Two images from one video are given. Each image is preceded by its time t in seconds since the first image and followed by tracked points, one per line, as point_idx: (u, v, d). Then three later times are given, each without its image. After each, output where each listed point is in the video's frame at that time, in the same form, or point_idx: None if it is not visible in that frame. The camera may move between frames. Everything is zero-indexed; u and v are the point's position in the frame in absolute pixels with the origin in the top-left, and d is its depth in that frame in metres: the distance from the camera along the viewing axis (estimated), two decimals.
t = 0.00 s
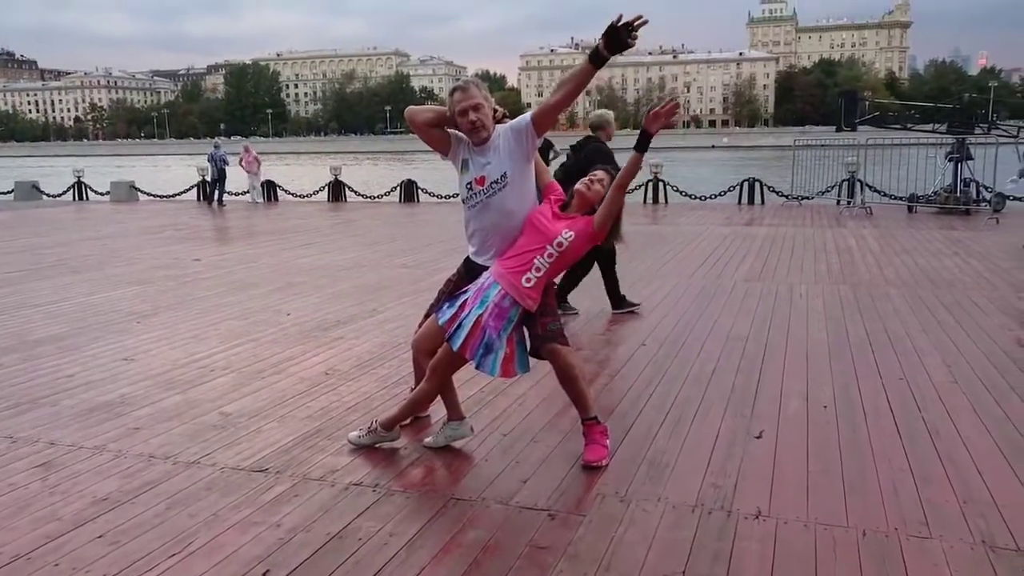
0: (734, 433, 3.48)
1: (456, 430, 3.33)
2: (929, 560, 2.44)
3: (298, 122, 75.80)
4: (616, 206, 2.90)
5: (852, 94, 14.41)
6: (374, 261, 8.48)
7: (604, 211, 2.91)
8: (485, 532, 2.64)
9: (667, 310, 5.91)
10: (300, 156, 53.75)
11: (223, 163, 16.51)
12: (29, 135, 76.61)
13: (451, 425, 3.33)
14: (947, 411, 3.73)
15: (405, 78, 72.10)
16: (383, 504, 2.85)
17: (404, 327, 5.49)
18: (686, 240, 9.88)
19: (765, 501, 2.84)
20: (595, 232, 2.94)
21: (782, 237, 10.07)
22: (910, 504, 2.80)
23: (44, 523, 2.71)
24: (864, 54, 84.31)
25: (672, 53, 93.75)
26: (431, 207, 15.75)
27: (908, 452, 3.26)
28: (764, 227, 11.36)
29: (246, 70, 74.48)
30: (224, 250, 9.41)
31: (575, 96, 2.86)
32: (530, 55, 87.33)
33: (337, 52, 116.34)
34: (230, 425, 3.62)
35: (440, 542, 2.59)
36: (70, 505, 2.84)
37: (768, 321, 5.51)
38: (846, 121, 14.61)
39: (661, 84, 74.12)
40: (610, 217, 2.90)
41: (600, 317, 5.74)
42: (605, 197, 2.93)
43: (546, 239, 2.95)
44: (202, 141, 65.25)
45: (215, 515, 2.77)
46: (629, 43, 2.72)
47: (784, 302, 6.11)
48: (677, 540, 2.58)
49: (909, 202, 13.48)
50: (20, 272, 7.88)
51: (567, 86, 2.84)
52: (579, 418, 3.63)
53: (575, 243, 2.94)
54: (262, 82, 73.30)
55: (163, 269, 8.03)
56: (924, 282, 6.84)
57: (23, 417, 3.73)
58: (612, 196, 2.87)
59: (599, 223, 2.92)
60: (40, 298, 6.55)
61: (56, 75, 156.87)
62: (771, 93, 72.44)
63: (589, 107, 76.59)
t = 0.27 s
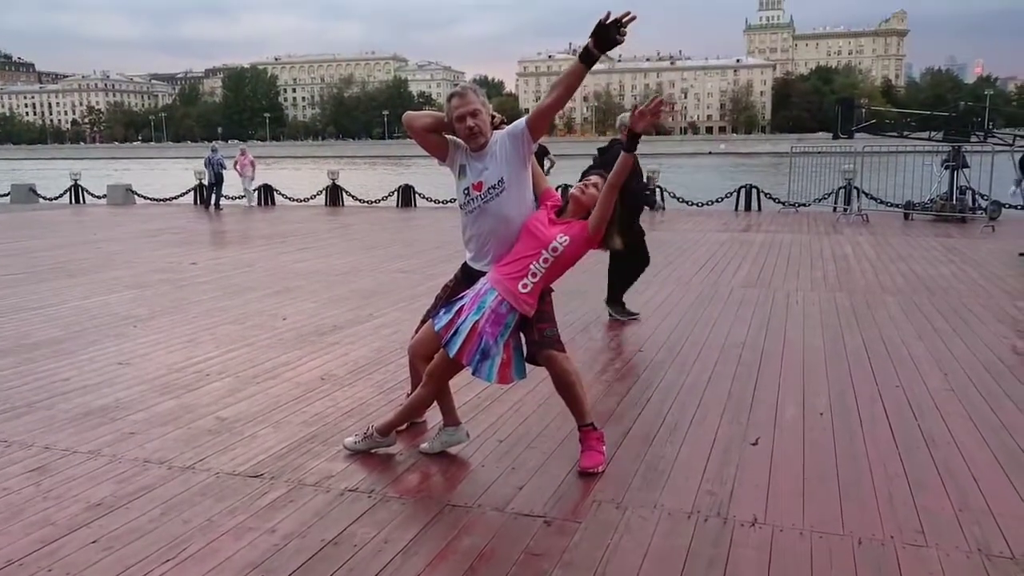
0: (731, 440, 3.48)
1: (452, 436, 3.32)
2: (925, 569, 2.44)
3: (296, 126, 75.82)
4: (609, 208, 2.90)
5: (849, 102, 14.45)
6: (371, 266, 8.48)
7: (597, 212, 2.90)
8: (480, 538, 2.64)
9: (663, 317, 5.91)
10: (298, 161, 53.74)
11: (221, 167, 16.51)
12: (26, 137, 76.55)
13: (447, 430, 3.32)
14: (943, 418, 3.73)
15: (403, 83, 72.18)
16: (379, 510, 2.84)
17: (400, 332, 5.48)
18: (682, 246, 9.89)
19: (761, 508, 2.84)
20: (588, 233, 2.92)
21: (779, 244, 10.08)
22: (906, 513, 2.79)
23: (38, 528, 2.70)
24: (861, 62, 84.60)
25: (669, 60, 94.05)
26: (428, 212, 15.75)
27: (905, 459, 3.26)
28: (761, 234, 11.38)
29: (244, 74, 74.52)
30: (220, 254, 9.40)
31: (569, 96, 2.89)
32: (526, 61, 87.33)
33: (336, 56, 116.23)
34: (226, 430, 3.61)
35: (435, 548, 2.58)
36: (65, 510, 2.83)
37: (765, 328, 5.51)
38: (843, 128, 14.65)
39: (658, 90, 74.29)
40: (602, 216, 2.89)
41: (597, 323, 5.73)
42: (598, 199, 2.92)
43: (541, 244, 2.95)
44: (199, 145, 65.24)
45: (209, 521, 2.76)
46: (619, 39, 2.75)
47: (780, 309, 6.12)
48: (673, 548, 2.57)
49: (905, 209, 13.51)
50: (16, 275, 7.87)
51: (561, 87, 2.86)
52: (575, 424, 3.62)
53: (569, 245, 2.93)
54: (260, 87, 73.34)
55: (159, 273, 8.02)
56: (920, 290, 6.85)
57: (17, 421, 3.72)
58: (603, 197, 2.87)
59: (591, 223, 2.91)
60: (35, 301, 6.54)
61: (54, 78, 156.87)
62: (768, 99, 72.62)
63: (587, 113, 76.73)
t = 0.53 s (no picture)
0: (726, 446, 3.48)
1: (447, 440, 3.31)
2: None
3: (291, 129, 75.80)
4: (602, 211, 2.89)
5: (844, 108, 14.49)
6: (366, 269, 8.47)
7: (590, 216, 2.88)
8: (474, 543, 2.63)
9: (659, 322, 5.91)
10: (293, 164, 53.68)
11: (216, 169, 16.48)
12: (21, 139, 76.36)
13: (441, 434, 3.31)
14: (938, 425, 3.73)
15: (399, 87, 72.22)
16: (373, 514, 2.83)
17: (395, 336, 5.48)
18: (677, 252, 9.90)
19: (756, 514, 2.84)
20: (581, 238, 2.92)
21: (774, 250, 10.10)
22: (901, 519, 2.79)
23: (30, 531, 2.69)
24: (855, 69, 84.92)
25: (665, 65, 94.28)
26: (424, 216, 15.75)
27: (899, 466, 3.26)
28: (755, 239, 11.40)
29: (240, 77, 74.48)
30: (214, 257, 9.38)
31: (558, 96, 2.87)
32: (523, 65, 87.44)
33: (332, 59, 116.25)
34: (220, 434, 3.60)
35: (429, 553, 2.57)
36: (56, 514, 2.82)
37: (759, 334, 5.52)
38: (838, 135, 14.69)
39: (654, 95, 74.47)
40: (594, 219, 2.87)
41: (592, 328, 5.73)
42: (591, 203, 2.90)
43: (536, 248, 2.95)
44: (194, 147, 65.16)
45: (202, 525, 2.75)
46: (602, 32, 2.72)
47: (775, 315, 6.12)
48: (668, 554, 2.56)
49: (899, 216, 13.55)
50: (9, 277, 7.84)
51: (549, 87, 2.84)
52: (570, 428, 3.62)
53: (563, 250, 2.93)
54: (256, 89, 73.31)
55: (153, 276, 7.99)
56: (914, 297, 6.87)
57: (9, 424, 3.70)
58: (594, 199, 2.86)
59: (584, 228, 2.90)
60: (28, 303, 6.51)
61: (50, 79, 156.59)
62: (763, 105, 72.87)
63: (582, 118, 76.89)
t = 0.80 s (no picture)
0: (720, 451, 3.48)
1: (441, 445, 3.31)
2: None
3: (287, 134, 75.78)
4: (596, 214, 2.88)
5: (838, 115, 14.53)
6: (361, 274, 8.46)
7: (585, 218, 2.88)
8: (468, 548, 2.62)
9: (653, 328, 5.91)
10: (289, 168, 53.65)
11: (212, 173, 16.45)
12: (16, 142, 76.22)
13: (435, 439, 3.31)
14: (931, 432, 3.74)
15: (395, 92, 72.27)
16: (366, 519, 2.83)
17: (389, 341, 5.47)
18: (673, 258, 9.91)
19: (750, 520, 2.83)
20: (576, 241, 2.92)
21: (769, 256, 10.12)
22: (894, 526, 2.80)
23: (21, 535, 2.67)
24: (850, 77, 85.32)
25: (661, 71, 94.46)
26: (419, 220, 15.75)
27: (893, 473, 3.27)
28: (750, 246, 11.41)
29: (235, 81, 74.48)
30: (209, 261, 9.36)
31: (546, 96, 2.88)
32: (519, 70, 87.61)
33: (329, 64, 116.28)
34: (213, 438, 3.59)
35: (422, 557, 2.57)
36: (48, 517, 2.80)
37: (754, 340, 5.53)
38: (833, 142, 14.74)
39: (649, 101, 74.66)
40: (588, 221, 2.87)
41: (587, 333, 5.73)
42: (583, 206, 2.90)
43: (530, 253, 2.95)
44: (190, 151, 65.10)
45: (195, 529, 2.74)
46: (583, 28, 2.77)
47: (770, 321, 6.13)
48: (662, 559, 2.56)
49: (894, 223, 13.59)
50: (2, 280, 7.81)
51: (537, 87, 2.85)
52: (565, 434, 3.62)
53: (559, 253, 2.93)
54: (252, 94, 73.27)
55: (148, 279, 7.98)
56: (909, 304, 6.88)
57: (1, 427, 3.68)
58: (587, 202, 2.86)
59: (578, 230, 2.90)
60: (22, 307, 6.49)
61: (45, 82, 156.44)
62: (758, 112, 73.10)
63: (578, 124, 77.05)
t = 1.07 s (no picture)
0: (716, 452, 3.49)
1: (436, 445, 3.30)
2: None
3: (284, 133, 75.69)
4: (590, 213, 2.88)
5: (835, 116, 14.55)
6: (357, 273, 8.45)
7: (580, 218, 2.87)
8: (463, 548, 2.62)
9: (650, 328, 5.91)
10: (286, 167, 53.59)
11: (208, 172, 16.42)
12: (12, 140, 76.05)
13: (431, 439, 3.30)
14: (926, 432, 3.75)
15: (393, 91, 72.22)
16: (361, 518, 2.82)
17: (385, 340, 5.47)
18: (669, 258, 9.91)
19: (745, 520, 2.84)
20: (572, 242, 2.91)
21: (765, 257, 10.13)
22: (889, 526, 2.80)
23: (15, 534, 2.66)
24: (847, 78, 85.45)
25: (658, 72, 94.52)
26: (416, 220, 15.75)
27: (888, 473, 3.27)
28: (747, 246, 11.42)
29: (233, 80, 74.36)
30: (205, 260, 9.34)
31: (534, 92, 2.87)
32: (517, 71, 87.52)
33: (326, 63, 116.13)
34: (208, 437, 3.58)
35: (417, 557, 2.56)
36: (42, 516, 2.80)
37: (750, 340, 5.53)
38: (829, 143, 14.76)
39: (647, 102, 74.71)
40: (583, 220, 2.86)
41: (583, 334, 5.73)
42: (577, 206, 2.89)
43: (526, 253, 2.95)
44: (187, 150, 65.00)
45: (189, 529, 2.73)
46: (563, 20, 2.77)
47: (766, 322, 6.14)
48: (657, 559, 2.56)
49: (890, 224, 13.61)
50: None
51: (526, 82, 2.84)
52: (560, 434, 3.62)
53: (555, 254, 2.93)
54: (249, 93, 73.16)
55: (144, 278, 7.96)
56: (905, 305, 6.89)
57: None
58: (581, 201, 2.86)
59: (573, 231, 2.89)
60: (17, 305, 6.47)
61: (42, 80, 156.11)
62: (755, 113, 73.16)
63: (576, 124, 77.09)
